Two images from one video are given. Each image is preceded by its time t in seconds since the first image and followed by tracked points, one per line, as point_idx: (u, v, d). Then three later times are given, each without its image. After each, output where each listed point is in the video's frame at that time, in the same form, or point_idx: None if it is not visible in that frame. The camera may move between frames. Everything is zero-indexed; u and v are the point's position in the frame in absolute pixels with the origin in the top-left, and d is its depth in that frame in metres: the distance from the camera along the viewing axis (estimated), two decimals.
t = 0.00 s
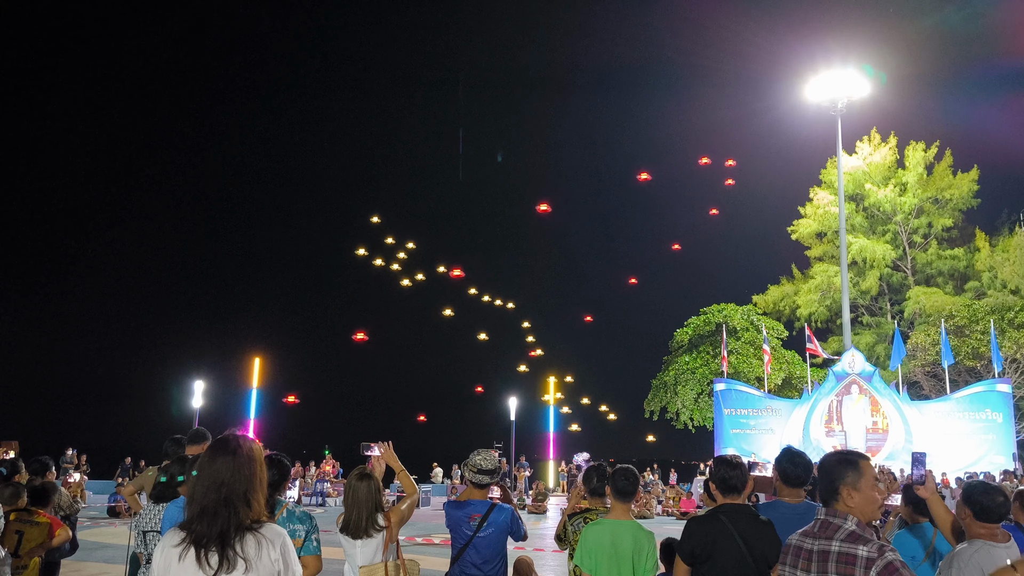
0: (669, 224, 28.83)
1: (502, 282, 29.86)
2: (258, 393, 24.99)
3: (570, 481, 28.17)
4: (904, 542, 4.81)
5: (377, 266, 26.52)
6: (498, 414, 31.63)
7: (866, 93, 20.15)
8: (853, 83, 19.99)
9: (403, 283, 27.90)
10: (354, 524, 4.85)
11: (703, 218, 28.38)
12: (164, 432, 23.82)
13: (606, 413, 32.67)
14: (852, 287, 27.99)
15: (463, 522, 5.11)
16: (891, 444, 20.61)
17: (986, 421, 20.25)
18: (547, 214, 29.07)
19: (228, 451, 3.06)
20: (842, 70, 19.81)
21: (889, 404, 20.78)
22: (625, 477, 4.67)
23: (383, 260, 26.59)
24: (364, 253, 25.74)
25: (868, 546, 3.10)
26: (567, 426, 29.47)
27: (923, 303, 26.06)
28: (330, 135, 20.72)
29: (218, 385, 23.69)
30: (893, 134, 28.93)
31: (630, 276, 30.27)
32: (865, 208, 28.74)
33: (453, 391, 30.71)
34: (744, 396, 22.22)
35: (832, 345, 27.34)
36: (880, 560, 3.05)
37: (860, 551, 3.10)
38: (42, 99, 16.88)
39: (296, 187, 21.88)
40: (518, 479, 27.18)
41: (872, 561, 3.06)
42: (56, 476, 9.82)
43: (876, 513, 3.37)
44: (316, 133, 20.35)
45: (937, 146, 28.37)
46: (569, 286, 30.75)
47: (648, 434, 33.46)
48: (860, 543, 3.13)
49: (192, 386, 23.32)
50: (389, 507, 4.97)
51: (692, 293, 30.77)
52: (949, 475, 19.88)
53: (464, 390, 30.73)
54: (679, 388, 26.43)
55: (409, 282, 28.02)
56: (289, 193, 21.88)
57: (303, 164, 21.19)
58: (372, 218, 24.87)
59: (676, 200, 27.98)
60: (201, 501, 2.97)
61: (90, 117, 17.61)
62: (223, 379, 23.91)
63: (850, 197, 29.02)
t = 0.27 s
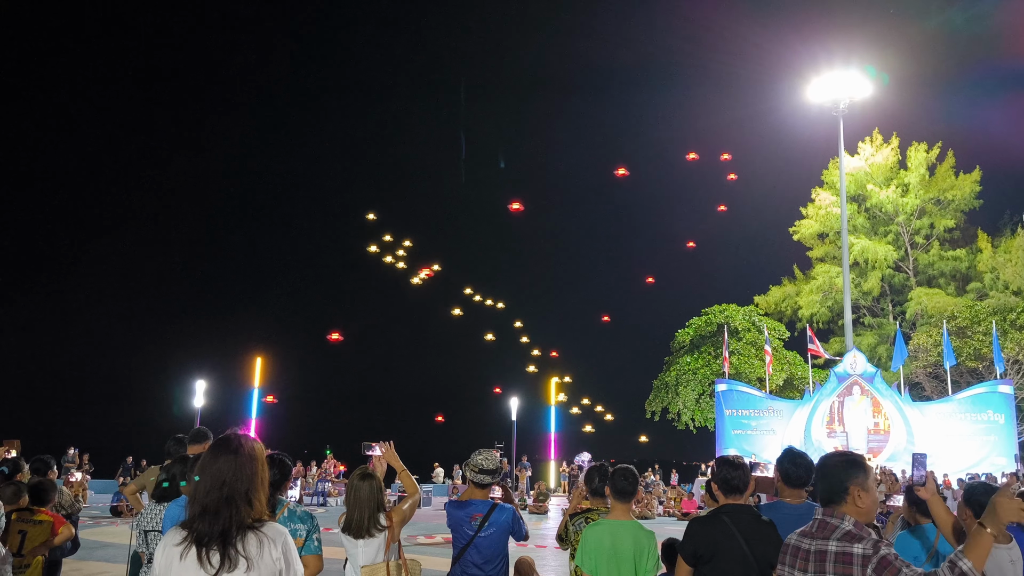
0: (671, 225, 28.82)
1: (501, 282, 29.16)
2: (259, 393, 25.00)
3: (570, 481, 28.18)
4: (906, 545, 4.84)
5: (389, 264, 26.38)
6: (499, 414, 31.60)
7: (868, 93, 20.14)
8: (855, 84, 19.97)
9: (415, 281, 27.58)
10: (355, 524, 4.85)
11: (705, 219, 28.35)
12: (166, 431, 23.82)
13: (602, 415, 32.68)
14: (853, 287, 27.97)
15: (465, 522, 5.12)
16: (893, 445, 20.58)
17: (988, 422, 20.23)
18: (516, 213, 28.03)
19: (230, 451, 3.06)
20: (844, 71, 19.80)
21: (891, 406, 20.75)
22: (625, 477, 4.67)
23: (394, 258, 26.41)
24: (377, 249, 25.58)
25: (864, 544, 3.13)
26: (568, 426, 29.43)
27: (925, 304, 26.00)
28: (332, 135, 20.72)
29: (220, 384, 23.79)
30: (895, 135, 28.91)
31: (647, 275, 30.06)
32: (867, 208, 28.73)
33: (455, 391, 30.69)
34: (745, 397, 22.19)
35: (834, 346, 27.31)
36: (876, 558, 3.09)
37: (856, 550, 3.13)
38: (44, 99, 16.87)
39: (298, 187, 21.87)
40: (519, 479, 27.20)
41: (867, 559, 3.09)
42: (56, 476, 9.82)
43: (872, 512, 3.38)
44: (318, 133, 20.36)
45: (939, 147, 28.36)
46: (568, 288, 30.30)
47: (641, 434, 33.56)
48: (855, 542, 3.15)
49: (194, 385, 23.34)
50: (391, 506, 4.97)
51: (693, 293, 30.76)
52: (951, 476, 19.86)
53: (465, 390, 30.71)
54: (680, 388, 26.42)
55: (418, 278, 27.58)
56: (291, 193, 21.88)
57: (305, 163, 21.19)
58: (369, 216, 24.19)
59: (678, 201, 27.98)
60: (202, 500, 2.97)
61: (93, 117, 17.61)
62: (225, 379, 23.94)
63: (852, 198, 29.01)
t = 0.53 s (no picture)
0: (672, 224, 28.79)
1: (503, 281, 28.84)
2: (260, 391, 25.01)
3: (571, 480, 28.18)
4: (905, 543, 4.82)
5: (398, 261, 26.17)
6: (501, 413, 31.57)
7: (870, 92, 20.12)
8: (857, 83, 19.94)
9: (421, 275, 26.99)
10: (356, 523, 4.84)
11: (706, 218, 28.33)
12: (167, 430, 23.85)
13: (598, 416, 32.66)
14: (855, 287, 27.95)
15: (466, 520, 5.11)
16: (894, 444, 20.56)
17: (990, 421, 20.22)
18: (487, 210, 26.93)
19: (231, 448, 3.06)
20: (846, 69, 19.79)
21: (893, 405, 20.72)
22: (625, 476, 4.66)
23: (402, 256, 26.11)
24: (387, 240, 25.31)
25: (867, 543, 3.10)
26: (569, 425, 29.52)
27: (926, 303, 25.96)
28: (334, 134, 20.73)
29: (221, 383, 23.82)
30: (896, 134, 28.88)
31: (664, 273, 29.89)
32: (868, 208, 28.70)
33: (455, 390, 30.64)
34: (746, 396, 22.17)
35: (835, 345, 27.29)
36: (879, 558, 3.05)
37: (859, 549, 3.10)
38: (47, 98, 16.88)
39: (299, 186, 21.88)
40: (520, 478, 27.20)
41: (870, 559, 3.06)
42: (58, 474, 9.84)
43: (871, 512, 3.37)
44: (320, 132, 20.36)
45: (941, 146, 28.32)
46: (568, 288, 29.66)
47: (635, 433, 33.41)
48: (858, 540, 3.13)
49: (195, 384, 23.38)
50: (392, 505, 4.97)
51: (694, 292, 30.71)
52: (952, 475, 19.84)
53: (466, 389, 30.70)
54: (681, 387, 26.39)
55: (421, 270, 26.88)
56: (292, 192, 21.89)
57: (307, 162, 21.19)
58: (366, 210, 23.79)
59: (679, 200, 27.97)
60: (202, 498, 2.97)
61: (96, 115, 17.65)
62: (226, 378, 23.97)
63: (854, 197, 28.98)
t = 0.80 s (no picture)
0: (673, 223, 28.76)
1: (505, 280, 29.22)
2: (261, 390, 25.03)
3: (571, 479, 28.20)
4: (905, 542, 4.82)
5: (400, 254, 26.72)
6: (502, 411, 31.57)
7: (872, 91, 20.08)
8: (859, 83, 19.91)
9: (419, 265, 27.60)
10: (357, 522, 4.84)
11: (707, 217, 28.29)
12: (168, 428, 23.88)
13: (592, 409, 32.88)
14: (856, 285, 27.94)
15: (467, 519, 5.11)
16: (895, 443, 20.55)
17: (991, 420, 20.22)
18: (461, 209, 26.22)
19: (232, 447, 3.06)
20: (848, 68, 19.76)
21: (894, 404, 20.71)
22: (626, 474, 4.66)
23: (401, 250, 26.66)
24: (391, 233, 25.75)
25: (886, 550, 3.26)
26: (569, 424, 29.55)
27: (927, 302, 25.95)
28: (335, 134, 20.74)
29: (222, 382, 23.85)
30: (898, 132, 28.84)
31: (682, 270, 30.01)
32: (869, 206, 28.67)
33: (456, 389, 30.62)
34: (747, 395, 22.18)
35: (836, 344, 27.29)
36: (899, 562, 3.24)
37: (879, 555, 3.25)
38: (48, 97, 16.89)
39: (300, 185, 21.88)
40: (520, 477, 27.23)
41: (891, 565, 3.23)
42: (59, 473, 9.87)
43: (866, 508, 3.57)
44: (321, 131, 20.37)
45: (942, 145, 28.26)
46: (568, 286, 29.64)
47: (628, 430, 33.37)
48: (876, 545, 3.28)
49: (196, 382, 23.42)
50: (393, 503, 4.97)
51: (695, 291, 30.69)
52: (953, 474, 19.85)
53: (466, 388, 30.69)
54: (682, 386, 26.39)
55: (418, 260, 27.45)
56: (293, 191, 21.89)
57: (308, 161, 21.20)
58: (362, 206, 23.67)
59: (680, 199, 27.95)
60: (203, 496, 2.97)
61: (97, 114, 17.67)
62: (227, 376, 24.00)
63: (855, 196, 28.94)
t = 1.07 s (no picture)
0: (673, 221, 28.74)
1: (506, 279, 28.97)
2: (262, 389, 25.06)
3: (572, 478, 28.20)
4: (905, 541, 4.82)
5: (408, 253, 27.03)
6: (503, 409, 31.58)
7: (872, 89, 20.05)
8: (860, 81, 19.89)
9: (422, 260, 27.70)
10: (358, 520, 4.84)
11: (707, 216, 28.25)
12: (169, 427, 23.89)
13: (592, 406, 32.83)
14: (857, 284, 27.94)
15: (467, 517, 5.11)
16: (896, 442, 20.56)
17: (991, 418, 20.23)
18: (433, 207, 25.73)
19: (232, 446, 3.06)
20: (848, 67, 19.74)
21: (894, 402, 20.69)
22: (626, 473, 4.66)
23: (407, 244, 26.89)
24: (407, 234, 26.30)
25: (903, 549, 3.35)
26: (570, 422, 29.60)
27: (928, 300, 25.93)
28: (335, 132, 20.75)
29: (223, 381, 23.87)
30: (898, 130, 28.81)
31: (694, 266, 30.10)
32: (870, 204, 28.64)
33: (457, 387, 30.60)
34: (748, 393, 22.18)
35: (837, 342, 27.29)
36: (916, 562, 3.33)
37: (897, 554, 3.34)
38: (48, 97, 16.89)
39: (300, 183, 21.87)
40: (521, 475, 27.27)
41: (910, 564, 3.32)
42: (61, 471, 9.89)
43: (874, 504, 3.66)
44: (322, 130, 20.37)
45: (943, 142, 28.21)
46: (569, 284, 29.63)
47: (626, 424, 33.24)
48: (892, 544, 3.37)
49: (197, 381, 23.44)
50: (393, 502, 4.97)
51: (696, 289, 30.68)
52: (954, 473, 19.86)
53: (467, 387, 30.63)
54: (683, 384, 26.39)
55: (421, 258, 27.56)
56: (294, 190, 21.89)
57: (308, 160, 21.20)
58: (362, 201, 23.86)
59: (681, 197, 27.93)
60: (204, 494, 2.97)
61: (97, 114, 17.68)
62: (228, 375, 24.01)
63: (856, 194, 28.92)
